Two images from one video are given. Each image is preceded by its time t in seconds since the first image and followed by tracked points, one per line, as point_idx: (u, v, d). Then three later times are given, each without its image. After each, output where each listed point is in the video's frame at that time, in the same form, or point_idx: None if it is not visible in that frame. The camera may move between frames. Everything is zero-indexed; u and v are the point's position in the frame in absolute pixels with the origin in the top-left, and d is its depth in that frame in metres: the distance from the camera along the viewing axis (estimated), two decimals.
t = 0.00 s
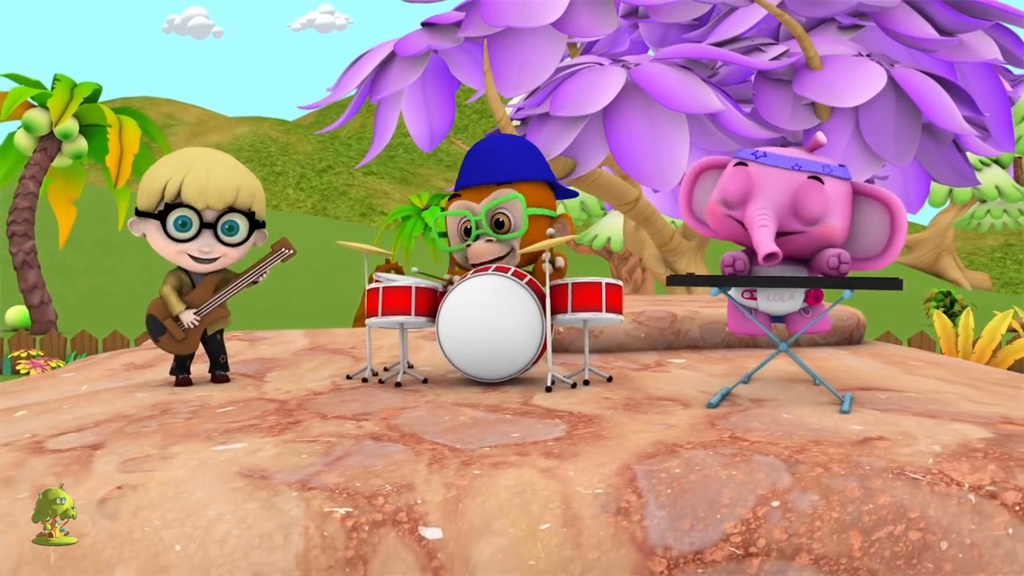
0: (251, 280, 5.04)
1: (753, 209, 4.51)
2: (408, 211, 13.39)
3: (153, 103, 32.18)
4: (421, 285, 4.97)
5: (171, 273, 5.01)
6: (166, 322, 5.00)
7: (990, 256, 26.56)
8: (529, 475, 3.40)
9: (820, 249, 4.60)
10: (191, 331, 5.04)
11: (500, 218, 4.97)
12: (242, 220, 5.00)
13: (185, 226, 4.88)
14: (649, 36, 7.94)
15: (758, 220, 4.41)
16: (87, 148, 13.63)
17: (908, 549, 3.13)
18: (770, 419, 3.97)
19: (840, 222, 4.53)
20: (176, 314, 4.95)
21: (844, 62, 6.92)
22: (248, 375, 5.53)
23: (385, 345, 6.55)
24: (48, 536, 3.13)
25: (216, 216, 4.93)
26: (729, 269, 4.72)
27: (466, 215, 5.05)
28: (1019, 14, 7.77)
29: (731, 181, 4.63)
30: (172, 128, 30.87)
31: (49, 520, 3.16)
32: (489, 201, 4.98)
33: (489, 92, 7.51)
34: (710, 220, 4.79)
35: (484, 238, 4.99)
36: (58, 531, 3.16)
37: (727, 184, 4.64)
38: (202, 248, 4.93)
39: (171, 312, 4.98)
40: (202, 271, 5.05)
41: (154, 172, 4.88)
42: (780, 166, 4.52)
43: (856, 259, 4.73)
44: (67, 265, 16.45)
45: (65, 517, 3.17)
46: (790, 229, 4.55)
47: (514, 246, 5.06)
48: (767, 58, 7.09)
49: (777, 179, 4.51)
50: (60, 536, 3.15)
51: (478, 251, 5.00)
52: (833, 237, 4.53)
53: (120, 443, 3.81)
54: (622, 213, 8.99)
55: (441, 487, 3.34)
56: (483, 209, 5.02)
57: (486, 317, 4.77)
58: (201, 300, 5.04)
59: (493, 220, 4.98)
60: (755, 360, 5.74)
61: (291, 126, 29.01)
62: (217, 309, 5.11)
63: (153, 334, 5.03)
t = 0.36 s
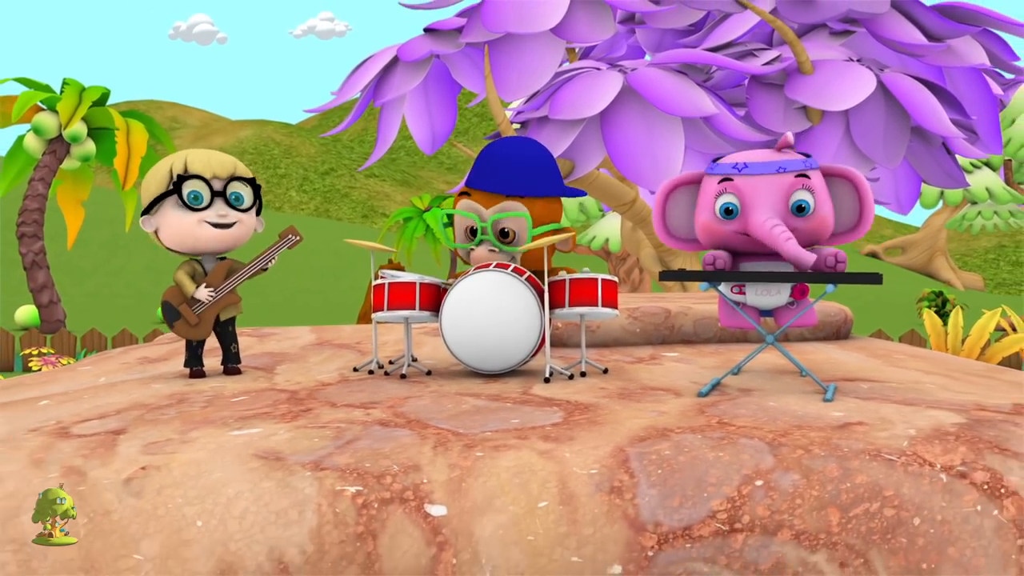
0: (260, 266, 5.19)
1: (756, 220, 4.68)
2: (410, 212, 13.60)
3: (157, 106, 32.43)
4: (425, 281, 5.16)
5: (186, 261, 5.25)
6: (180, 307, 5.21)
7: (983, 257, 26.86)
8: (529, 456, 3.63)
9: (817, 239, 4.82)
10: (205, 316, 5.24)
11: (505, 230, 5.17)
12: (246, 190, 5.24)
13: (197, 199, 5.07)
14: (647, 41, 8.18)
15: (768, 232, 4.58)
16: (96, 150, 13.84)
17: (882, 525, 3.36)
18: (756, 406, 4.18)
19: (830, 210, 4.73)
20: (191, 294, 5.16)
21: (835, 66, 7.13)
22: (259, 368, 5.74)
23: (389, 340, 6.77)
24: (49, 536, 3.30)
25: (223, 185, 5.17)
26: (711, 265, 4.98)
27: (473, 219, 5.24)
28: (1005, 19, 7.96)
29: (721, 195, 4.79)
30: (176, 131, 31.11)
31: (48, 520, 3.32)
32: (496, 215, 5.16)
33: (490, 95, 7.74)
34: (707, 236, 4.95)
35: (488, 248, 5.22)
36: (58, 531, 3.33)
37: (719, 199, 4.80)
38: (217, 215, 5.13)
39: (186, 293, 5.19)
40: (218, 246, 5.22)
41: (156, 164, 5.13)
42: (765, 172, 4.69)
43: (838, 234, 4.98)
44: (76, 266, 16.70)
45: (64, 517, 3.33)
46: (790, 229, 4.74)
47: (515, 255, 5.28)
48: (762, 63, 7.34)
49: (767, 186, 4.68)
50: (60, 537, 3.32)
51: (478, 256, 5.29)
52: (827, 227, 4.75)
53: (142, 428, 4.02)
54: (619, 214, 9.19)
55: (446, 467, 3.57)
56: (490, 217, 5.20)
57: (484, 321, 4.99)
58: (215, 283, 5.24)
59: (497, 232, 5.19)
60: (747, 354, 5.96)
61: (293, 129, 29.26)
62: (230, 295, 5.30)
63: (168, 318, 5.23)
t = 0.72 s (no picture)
0: (274, 271, 5.44)
1: (749, 221, 4.91)
2: (412, 214, 13.85)
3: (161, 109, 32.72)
4: (429, 276, 5.39)
5: (201, 265, 5.45)
6: (196, 310, 5.44)
7: (976, 259, 27.18)
8: (528, 438, 3.87)
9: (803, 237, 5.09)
10: (219, 319, 5.50)
11: (504, 229, 5.43)
12: (266, 217, 5.40)
13: (213, 224, 5.28)
14: (643, 48, 8.43)
15: (762, 233, 4.82)
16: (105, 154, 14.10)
17: (858, 501, 3.60)
18: (743, 393, 4.43)
19: (816, 211, 5.01)
20: (206, 302, 5.40)
21: (826, 72, 7.36)
22: (269, 360, 5.99)
23: (394, 334, 7.01)
24: (49, 536, 3.48)
25: (242, 213, 5.34)
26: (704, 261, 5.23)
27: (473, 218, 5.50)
28: (991, 26, 8.21)
29: (715, 196, 5.00)
30: (180, 134, 31.40)
31: (49, 520, 3.49)
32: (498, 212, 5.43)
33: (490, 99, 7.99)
34: (699, 234, 5.17)
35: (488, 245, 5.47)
36: (58, 532, 3.50)
37: (713, 199, 5.01)
38: (228, 244, 5.34)
39: (201, 301, 5.43)
40: (229, 264, 5.48)
41: (184, 172, 5.29)
42: (758, 174, 4.93)
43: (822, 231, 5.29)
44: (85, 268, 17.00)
45: (64, 517, 3.50)
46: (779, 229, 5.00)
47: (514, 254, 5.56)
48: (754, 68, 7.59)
49: (760, 188, 4.92)
50: (61, 536, 3.50)
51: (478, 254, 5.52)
52: (813, 227, 5.02)
53: (163, 414, 4.26)
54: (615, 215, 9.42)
55: (450, 448, 3.81)
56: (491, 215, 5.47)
57: (486, 321, 5.25)
58: (229, 289, 5.48)
59: (497, 230, 5.45)
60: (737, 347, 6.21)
61: (296, 132, 29.55)
62: (243, 299, 5.55)
63: (184, 321, 5.47)
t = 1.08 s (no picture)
0: (282, 261, 5.67)
1: (733, 208, 5.16)
2: (415, 217, 14.13)
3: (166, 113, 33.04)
4: (433, 272, 5.65)
5: (216, 255, 5.73)
6: (212, 298, 5.69)
7: (967, 261, 27.75)
8: (527, 420, 4.14)
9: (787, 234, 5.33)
10: (233, 305, 5.74)
11: (505, 227, 5.70)
12: (274, 193, 5.72)
13: (228, 201, 5.55)
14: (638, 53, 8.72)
15: (744, 217, 5.05)
16: (116, 158, 14.39)
17: (834, 477, 3.88)
18: (730, 379, 4.70)
19: (799, 208, 5.26)
20: (220, 286, 5.64)
21: (814, 77, 7.63)
22: (281, 352, 6.26)
23: (398, 328, 7.29)
24: (49, 536, 3.70)
25: (252, 188, 5.64)
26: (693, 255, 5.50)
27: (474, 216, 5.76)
28: (975, 33, 8.49)
29: (704, 185, 5.28)
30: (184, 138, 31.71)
31: (50, 518, 3.71)
32: (498, 211, 5.69)
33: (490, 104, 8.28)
34: (689, 225, 5.42)
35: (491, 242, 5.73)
36: (58, 531, 3.73)
37: (702, 188, 5.29)
38: (245, 217, 5.61)
39: (216, 287, 5.67)
40: (246, 243, 5.72)
41: (192, 165, 5.59)
42: (745, 167, 5.24)
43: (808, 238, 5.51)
44: (96, 270, 18.06)
45: (64, 517, 3.73)
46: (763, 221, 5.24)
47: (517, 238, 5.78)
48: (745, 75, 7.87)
49: (746, 180, 5.22)
50: (59, 536, 3.72)
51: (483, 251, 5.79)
52: (796, 223, 5.27)
53: (184, 399, 4.52)
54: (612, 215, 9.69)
55: (454, 428, 4.08)
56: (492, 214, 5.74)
57: (487, 314, 5.51)
58: (242, 276, 5.72)
59: (498, 228, 5.71)
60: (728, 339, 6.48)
61: (299, 136, 29.87)
62: (255, 286, 5.79)
63: (200, 309, 5.71)
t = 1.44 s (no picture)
0: (296, 263, 5.96)
1: (711, 203, 5.47)
2: (418, 219, 14.46)
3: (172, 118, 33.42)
4: (437, 268, 5.95)
5: (231, 257, 5.99)
6: (227, 297, 5.99)
7: (955, 264, 28.42)
8: (526, 402, 4.43)
9: (765, 233, 5.61)
10: (248, 305, 6.04)
11: (505, 225, 5.93)
12: (290, 209, 5.93)
13: (244, 215, 5.80)
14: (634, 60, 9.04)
15: (717, 211, 5.36)
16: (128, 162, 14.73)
17: (812, 455, 4.17)
18: (716, 367, 5.00)
19: (778, 209, 5.54)
20: (236, 288, 5.94)
21: (802, 84, 7.94)
22: (292, 344, 6.57)
23: (404, 322, 7.60)
24: (48, 535, 3.97)
25: (270, 203, 5.85)
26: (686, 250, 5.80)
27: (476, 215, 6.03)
28: (958, 42, 8.81)
29: (689, 181, 5.61)
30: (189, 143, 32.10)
31: (48, 519, 3.98)
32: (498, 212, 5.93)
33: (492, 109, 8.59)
34: (676, 217, 5.75)
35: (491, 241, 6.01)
36: (58, 531, 4.00)
37: (686, 183, 5.61)
38: (259, 232, 5.87)
39: (231, 287, 5.96)
40: (259, 251, 5.99)
41: (216, 171, 5.80)
42: (728, 166, 5.55)
43: (790, 240, 5.80)
44: (107, 270, 19.41)
45: (64, 517, 3.99)
46: (741, 218, 5.54)
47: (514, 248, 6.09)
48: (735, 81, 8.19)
49: (728, 177, 5.52)
50: (57, 536, 3.99)
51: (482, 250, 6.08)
52: (773, 223, 5.56)
53: (205, 384, 4.82)
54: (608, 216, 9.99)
55: (458, 410, 4.37)
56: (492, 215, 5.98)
57: (488, 308, 5.80)
58: (257, 278, 6.01)
59: (499, 226, 5.96)
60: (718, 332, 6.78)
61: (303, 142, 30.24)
62: (269, 287, 6.08)
63: (216, 307, 6.01)
